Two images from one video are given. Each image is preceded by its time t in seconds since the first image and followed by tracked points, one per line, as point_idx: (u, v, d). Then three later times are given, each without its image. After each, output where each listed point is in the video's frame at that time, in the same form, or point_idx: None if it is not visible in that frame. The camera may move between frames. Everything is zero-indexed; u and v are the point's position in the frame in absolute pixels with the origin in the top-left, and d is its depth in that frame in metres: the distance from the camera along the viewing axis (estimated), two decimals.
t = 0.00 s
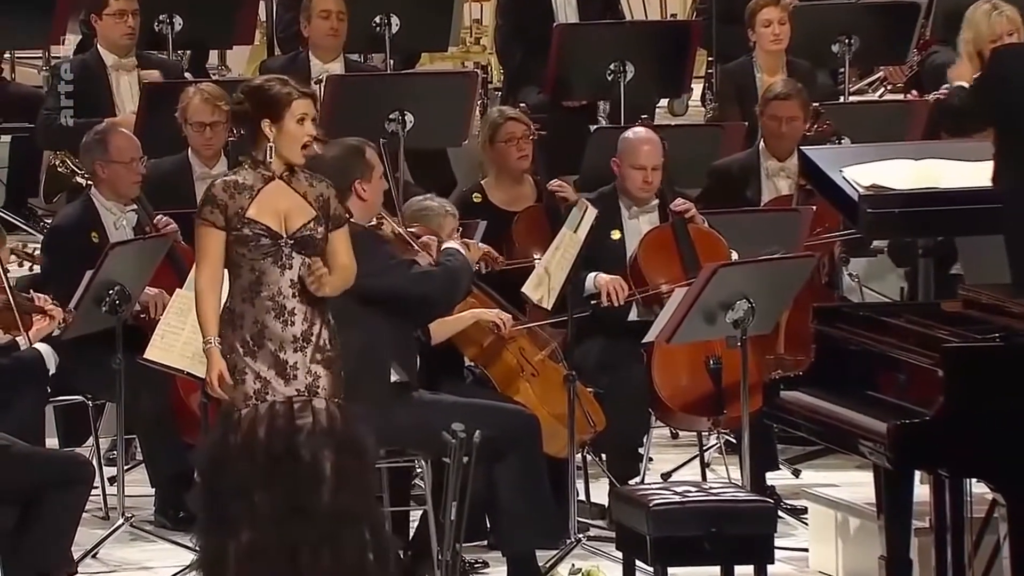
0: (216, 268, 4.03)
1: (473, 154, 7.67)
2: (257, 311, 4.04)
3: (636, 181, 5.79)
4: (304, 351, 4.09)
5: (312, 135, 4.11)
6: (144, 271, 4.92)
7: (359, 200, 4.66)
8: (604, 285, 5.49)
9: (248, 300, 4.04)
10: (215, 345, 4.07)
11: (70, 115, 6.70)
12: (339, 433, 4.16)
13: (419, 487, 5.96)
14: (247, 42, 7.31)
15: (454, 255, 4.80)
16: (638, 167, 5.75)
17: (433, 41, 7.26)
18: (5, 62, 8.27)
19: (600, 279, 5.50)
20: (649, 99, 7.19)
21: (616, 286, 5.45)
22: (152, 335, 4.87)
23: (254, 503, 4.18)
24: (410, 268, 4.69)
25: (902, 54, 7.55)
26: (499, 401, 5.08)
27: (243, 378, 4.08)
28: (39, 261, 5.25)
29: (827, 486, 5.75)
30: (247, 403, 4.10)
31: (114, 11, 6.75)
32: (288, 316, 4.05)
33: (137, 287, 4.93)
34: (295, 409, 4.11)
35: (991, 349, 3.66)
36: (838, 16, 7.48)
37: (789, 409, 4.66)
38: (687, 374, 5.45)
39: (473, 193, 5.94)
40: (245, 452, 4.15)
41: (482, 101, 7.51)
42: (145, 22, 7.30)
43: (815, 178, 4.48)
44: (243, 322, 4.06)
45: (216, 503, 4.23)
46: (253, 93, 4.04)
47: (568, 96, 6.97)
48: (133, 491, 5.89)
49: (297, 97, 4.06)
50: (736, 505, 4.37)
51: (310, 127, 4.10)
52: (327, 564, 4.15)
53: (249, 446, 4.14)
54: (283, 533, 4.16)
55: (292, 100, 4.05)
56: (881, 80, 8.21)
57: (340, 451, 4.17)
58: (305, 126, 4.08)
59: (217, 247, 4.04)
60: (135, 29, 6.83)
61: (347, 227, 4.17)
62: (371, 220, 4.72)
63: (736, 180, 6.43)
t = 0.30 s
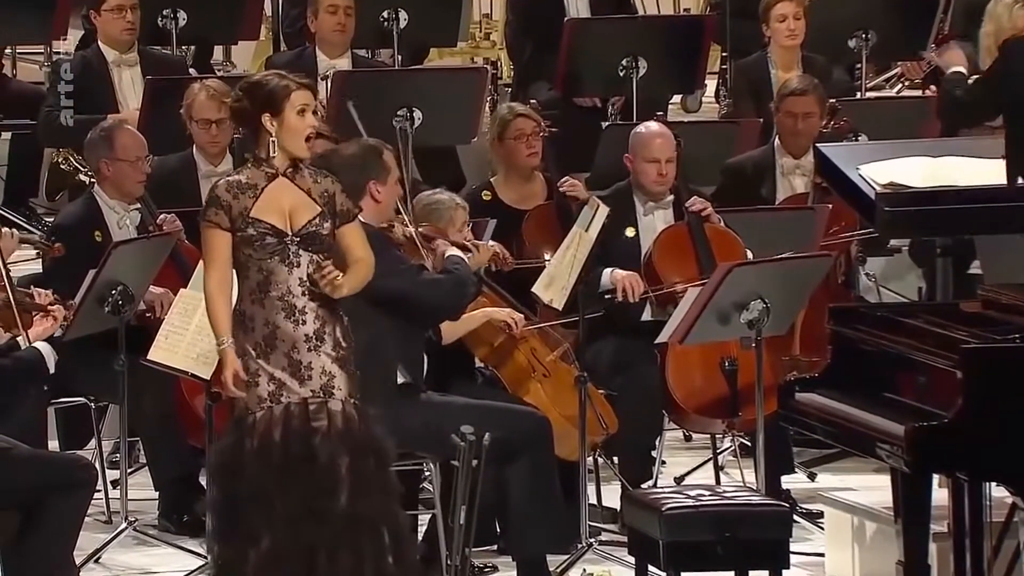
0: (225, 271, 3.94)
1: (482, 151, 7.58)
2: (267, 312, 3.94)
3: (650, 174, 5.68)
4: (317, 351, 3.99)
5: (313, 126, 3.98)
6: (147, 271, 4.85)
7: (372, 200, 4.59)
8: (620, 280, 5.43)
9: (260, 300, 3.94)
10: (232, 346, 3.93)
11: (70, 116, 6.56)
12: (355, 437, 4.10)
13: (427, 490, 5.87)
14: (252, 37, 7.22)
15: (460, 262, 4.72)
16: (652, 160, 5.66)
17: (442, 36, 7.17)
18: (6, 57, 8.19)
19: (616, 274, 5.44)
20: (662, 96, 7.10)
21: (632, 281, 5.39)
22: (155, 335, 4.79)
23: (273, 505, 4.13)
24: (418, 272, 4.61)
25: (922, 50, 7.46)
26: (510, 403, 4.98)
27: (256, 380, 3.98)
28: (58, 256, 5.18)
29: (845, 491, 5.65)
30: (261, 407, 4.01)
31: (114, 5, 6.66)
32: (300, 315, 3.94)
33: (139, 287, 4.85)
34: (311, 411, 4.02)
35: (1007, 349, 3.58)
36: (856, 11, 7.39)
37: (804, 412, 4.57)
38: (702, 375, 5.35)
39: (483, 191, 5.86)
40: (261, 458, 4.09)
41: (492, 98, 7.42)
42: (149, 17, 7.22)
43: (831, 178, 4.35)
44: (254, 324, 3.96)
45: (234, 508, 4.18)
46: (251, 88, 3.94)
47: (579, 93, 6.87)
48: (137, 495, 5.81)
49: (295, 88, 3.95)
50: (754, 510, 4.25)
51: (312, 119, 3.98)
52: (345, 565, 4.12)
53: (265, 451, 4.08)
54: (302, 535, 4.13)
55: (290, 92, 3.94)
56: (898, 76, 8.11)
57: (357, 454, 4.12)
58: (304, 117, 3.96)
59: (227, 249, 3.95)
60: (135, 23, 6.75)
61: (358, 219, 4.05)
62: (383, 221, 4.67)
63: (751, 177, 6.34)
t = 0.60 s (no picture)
0: (241, 277, 3.83)
1: (494, 148, 7.49)
2: (281, 315, 3.84)
3: (653, 169, 5.60)
4: (333, 354, 3.88)
5: (319, 123, 3.90)
6: (152, 271, 4.74)
7: (394, 204, 4.51)
8: (654, 291, 5.36)
9: (274, 303, 3.85)
10: (256, 349, 3.79)
11: (71, 114, 6.49)
12: (371, 441, 4.01)
13: (437, 494, 5.78)
14: (259, 32, 7.13)
15: (468, 272, 4.61)
16: (653, 154, 5.57)
17: (453, 31, 7.07)
18: (10, 54, 8.13)
19: (648, 285, 5.37)
20: (677, 92, 7.00)
21: (664, 289, 5.32)
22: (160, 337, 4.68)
23: (289, 511, 4.06)
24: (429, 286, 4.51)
25: (943, 44, 7.35)
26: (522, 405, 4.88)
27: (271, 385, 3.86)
28: (75, 258, 5.16)
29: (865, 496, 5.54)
30: (276, 412, 3.92)
31: None
32: (314, 317, 3.85)
33: (144, 287, 4.75)
34: (327, 415, 3.92)
35: None
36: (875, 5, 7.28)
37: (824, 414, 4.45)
38: (717, 377, 5.24)
39: (495, 187, 5.79)
40: (278, 462, 4.02)
41: (504, 94, 7.32)
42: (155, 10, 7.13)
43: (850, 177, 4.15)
44: (269, 328, 3.86)
45: (250, 513, 4.13)
46: (254, 90, 3.88)
47: (593, 89, 6.77)
48: (142, 499, 5.72)
49: (297, 85, 3.88)
50: (771, 514, 4.15)
51: (315, 117, 3.91)
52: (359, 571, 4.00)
53: (280, 457, 4.01)
54: (319, 542, 4.03)
55: (291, 89, 3.87)
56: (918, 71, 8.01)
57: (374, 459, 4.03)
58: (309, 114, 3.88)
59: (238, 253, 3.85)
60: (140, 18, 6.66)
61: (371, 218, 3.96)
62: (403, 229, 4.56)
63: (769, 176, 6.24)
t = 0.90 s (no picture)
0: (263, 283, 3.77)
1: (503, 148, 7.41)
2: (304, 319, 3.75)
3: (666, 167, 5.51)
4: (357, 358, 3.76)
5: (333, 119, 3.82)
6: (156, 271, 4.66)
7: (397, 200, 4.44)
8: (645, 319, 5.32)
9: (294, 306, 3.76)
10: (276, 357, 3.73)
11: (71, 115, 6.42)
12: (395, 447, 3.80)
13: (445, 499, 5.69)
14: (265, 29, 7.05)
15: (477, 278, 4.50)
16: (667, 152, 5.49)
17: (461, 28, 6.99)
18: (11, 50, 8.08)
19: (639, 312, 5.32)
20: (690, 90, 6.91)
21: (655, 323, 5.27)
22: (164, 338, 4.60)
23: (308, 519, 3.80)
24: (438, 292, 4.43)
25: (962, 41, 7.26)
26: (531, 409, 4.80)
27: (294, 391, 3.75)
28: (83, 273, 5.10)
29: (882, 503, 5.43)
30: (299, 416, 3.78)
31: None
32: (336, 320, 3.75)
33: (148, 287, 4.67)
34: (350, 420, 3.76)
35: None
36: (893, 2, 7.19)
37: (838, 418, 4.37)
38: (731, 381, 5.15)
39: (507, 185, 5.65)
40: (298, 467, 3.79)
41: (514, 93, 7.25)
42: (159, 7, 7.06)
43: (867, 176, 4.08)
44: (291, 333, 3.77)
45: (270, 521, 3.85)
46: (268, 90, 3.82)
47: (605, 87, 6.69)
48: (145, 504, 5.64)
49: (307, 82, 3.81)
50: (787, 520, 4.06)
51: (329, 113, 3.83)
52: None
53: (301, 464, 3.79)
54: (337, 552, 3.81)
55: (302, 87, 3.80)
56: (936, 69, 7.92)
57: (398, 466, 3.81)
58: (320, 111, 3.81)
59: (260, 258, 3.78)
60: (144, 15, 6.58)
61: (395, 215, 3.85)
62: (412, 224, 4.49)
63: (785, 176, 6.14)
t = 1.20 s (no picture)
0: (281, 281, 3.70)
1: (515, 146, 7.32)
2: (323, 320, 3.66)
3: (682, 166, 5.42)
4: (377, 359, 3.65)
5: (349, 113, 3.73)
6: (161, 272, 4.58)
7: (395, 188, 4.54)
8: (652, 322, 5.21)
9: (313, 306, 3.67)
10: (297, 357, 3.66)
11: (70, 115, 6.36)
12: (413, 451, 3.70)
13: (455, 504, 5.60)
14: (272, 26, 6.96)
15: (480, 291, 4.46)
16: (682, 151, 5.40)
17: (472, 24, 6.89)
18: (14, 48, 8.01)
19: (647, 315, 5.23)
20: (705, 87, 6.81)
21: (662, 328, 5.18)
22: (170, 340, 4.52)
23: (325, 522, 3.72)
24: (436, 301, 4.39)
25: (984, 37, 7.15)
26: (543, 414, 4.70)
27: (312, 393, 3.67)
28: (87, 276, 5.02)
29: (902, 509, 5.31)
30: (316, 418, 3.69)
31: None
32: (355, 320, 3.64)
33: (152, 289, 4.58)
34: (368, 421, 3.66)
35: None
36: None
37: (857, 423, 4.27)
38: (748, 385, 5.05)
39: (520, 184, 5.56)
40: (316, 469, 3.69)
41: (526, 90, 7.15)
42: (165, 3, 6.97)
43: (887, 175, 3.97)
44: (311, 334, 3.68)
45: (287, 520, 3.77)
46: (282, 86, 3.75)
47: (619, 85, 6.59)
48: (150, 511, 5.56)
49: (323, 76, 3.74)
50: (807, 528, 3.94)
51: (346, 106, 3.74)
52: None
53: (318, 467, 3.69)
54: (354, 556, 3.72)
55: (317, 81, 3.73)
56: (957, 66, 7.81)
57: (416, 470, 3.71)
58: (336, 106, 3.72)
59: (279, 256, 3.71)
60: (149, 11, 6.49)
61: (422, 201, 3.79)
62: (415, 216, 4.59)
63: (804, 175, 6.04)
